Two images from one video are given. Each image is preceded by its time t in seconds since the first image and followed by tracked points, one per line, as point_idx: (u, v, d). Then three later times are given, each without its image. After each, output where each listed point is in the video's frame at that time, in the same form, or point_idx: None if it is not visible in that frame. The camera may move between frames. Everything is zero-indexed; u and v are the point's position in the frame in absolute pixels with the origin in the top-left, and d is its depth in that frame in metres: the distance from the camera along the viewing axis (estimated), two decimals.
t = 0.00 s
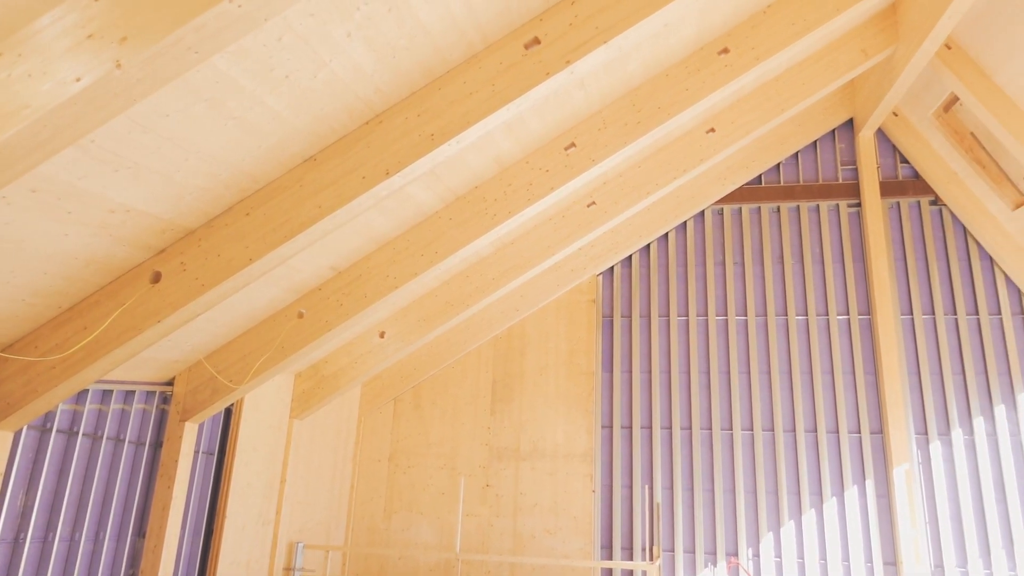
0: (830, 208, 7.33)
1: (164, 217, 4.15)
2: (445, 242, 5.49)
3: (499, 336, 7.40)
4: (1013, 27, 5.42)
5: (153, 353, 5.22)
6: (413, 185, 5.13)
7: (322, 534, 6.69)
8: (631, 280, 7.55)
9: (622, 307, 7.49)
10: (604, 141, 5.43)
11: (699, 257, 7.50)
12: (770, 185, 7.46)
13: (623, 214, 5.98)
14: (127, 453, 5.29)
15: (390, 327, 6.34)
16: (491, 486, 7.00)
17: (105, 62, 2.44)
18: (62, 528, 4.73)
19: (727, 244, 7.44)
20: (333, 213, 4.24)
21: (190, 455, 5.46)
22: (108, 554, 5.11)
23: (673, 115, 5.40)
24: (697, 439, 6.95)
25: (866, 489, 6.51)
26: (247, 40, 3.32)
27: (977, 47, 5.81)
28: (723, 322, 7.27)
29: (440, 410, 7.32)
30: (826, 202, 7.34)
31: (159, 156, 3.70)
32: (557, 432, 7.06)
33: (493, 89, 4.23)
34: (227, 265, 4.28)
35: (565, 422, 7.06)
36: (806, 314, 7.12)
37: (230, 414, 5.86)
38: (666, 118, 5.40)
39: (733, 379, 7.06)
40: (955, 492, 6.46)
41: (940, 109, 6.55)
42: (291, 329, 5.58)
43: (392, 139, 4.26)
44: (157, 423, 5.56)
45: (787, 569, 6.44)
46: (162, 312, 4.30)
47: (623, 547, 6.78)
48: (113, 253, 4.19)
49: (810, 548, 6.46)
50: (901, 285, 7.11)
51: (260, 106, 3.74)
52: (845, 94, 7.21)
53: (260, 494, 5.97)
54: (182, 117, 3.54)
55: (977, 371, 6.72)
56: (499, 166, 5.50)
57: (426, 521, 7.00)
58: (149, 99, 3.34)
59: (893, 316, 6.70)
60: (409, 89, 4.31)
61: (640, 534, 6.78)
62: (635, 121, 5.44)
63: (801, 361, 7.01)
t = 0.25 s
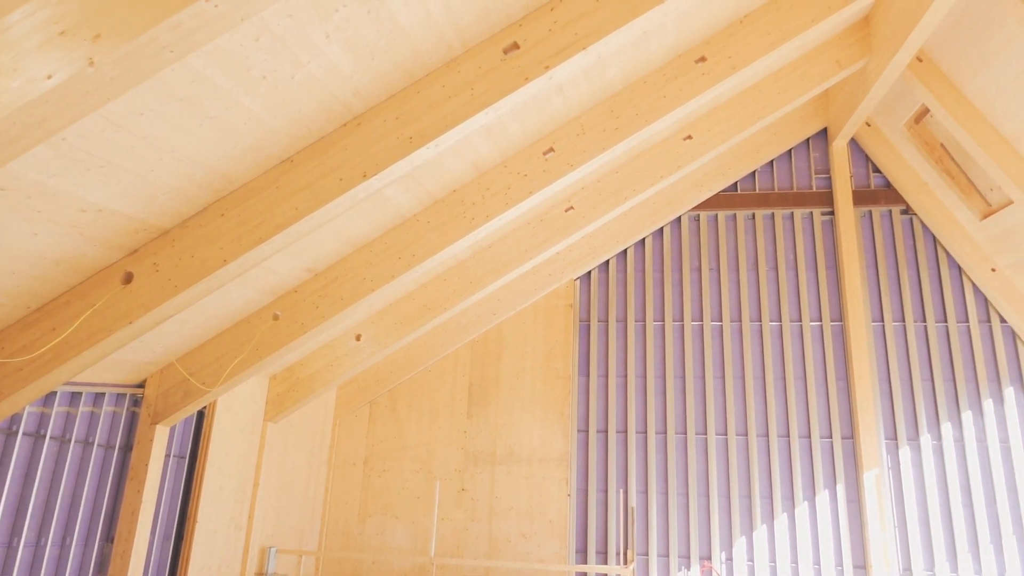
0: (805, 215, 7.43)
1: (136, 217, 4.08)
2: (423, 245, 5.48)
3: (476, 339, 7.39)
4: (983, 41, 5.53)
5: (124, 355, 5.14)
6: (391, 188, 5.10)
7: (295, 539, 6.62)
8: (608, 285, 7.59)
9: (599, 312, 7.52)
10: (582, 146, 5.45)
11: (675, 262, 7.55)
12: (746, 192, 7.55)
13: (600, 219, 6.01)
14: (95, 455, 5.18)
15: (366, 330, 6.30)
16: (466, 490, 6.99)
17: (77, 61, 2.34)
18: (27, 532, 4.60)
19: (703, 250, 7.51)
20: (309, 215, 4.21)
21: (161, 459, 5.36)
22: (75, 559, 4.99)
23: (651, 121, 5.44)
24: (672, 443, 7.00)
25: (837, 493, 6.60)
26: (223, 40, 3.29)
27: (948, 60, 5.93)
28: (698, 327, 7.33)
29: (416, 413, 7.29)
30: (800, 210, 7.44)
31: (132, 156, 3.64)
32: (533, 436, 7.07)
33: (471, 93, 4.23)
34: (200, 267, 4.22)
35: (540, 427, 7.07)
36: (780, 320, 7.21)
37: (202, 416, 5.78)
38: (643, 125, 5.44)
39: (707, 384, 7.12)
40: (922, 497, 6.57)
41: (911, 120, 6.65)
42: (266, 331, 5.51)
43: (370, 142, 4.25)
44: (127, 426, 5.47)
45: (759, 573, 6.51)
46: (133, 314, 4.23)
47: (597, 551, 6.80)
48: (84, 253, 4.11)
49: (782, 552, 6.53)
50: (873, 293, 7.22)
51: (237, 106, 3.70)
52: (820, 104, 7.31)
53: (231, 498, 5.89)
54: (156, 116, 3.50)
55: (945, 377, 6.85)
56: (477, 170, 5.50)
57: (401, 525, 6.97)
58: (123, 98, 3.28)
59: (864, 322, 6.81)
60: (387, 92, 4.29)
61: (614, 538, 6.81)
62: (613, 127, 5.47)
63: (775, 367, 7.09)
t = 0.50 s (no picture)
0: (773, 221, 7.55)
1: (102, 212, 3.99)
2: (395, 244, 5.46)
3: (448, 339, 7.37)
4: (949, 53, 5.67)
5: (87, 353, 5.01)
6: (364, 186, 5.07)
7: (262, 539, 6.54)
8: (580, 287, 7.63)
9: (570, 313, 7.55)
10: (556, 148, 5.48)
11: (646, 265, 7.62)
12: (716, 197, 7.64)
13: (572, 221, 6.03)
14: (55, 454, 5.03)
15: (337, 329, 6.25)
16: (436, 490, 6.97)
17: (41, 51, 2.30)
18: None
19: (674, 254, 7.58)
20: (280, 213, 4.15)
21: (124, 458, 5.24)
22: (33, 560, 4.82)
23: (624, 125, 5.48)
24: (641, 445, 7.05)
25: (802, 495, 6.71)
26: (193, 34, 3.24)
27: (915, 70, 6.06)
28: (668, 330, 7.40)
29: (386, 414, 7.25)
30: (770, 216, 7.55)
31: (97, 149, 3.57)
32: (503, 437, 7.07)
33: (445, 93, 4.22)
34: (167, 263, 4.13)
35: (511, 428, 7.07)
36: (749, 323, 7.30)
37: (168, 415, 5.66)
38: (617, 128, 5.47)
39: (677, 386, 7.19)
40: (884, 498, 6.70)
41: (878, 129, 6.79)
42: (233, 329, 5.42)
43: (342, 140, 4.21)
44: (89, 424, 5.31)
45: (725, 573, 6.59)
46: (97, 310, 4.14)
47: (566, 552, 6.83)
48: (46, 248, 4.01)
49: (747, 553, 6.61)
50: (839, 298, 7.35)
51: (207, 101, 3.64)
52: (791, 111, 7.43)
53: (196, 498, 5.80)
54: (123, 110, 3.43)
55: (907, 381, 6.99)
56: (450, 170, 5.49)
57: (370, 525, 6.92)
58: (88, 90, 3.21)
59: (830, 327, 6.93)
60: (360, 90, 4.26)
61: (583, 539, 6.85)
62: (587, 130, 5.50)
63: (743, 369, 7.19)
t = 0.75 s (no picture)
0: (744, 223, 7.65)
1: (66, 209, 3.89)
2: (368, 244, 5.42)
3: (421, 340, 7.35)
4: (916, 60, 5.78)
5: (52, 353, 4.85)
6: (336, 185, 5.02)
7: (231, 542, 6.45)
8: (553, 288, 7.65)
9: (544, 314, 7.57)
10: (530, 149, 5.49)
11: (620, 266, 7.66)
12: (689, 199, 7.72)
13: (547, 222, 6.04)
14: (17, 457, 4.88)
15: (309, 329, 6.19)
16: (408, 491, 6.94)
17: (3, 44, 2.28)
18: None
19: (648, 255, 7.64)
20: (251, 212, 4.08)
21: (89, 461, 5.10)
22: None
23: (598, 127, 5.51)
24: (614, 445, 7.09)
25: (771, 494, 6.80)
26: (163, 29, 3.17)
27: (884, 77, 6.17)
28: (641, 331, 7.45)
29: (359, 414, 7.20)
30: (741, 218, 7.64)
31: (62, 145, 3.48)
32: (477, 438, 7.07)
33: (419, 92, 4.20)
34: (134, 261, 4.04)
35: (484, 428, 7.07)
36: (720, 324, 7.38)
37: (134, 417, 5.55)
38: (591, 130, 5.50)
39: (649, 387, 7.25)
40: (851, 497, 6.82)
41: (846, 134, 6.91)
42: (202, 330, 5.32)
43: (315, 138, 4.16)
44: (53, 426, 5.16)
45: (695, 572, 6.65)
46: (61, 309, 4.03)
47: (539, 552, 6.84)
48: (8, 246, 3.90)
49: (717, 552, 6.69)
50: (808, 299, 7.46)
51: (176, 98, 3.58)
52: (762, 115, 7.53)
53: (164, 501, 5.70)
54: (89, 105, 3.35)
55: (874, 382, 7.13)
56: (424, 170, 5.47)
57: (341, 527, 6.87)
58: (53, 85, 3.13)
59: (800, 328, 7.04)
60: (333, 89, 4.22)
61: (555, 539, 6.87)
62: (561, 131, 5.52)
63: (714, 370, 7.26)
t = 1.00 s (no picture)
0: (720, 224, 7.72)
1: (34, 204, 3.79)
2: (344, 241, 5.38)
3: (398, 339, 7.31)
4: (888, 65, 5.87)
5: (19, 351, 4.65)
6: (312, 182, 4.98)
7: (203, 542, 6.37)
8: (531, 288, 7.66)
9: (521, 313, 7.58)
10: (508, 148, 5.49)
11: (597, 266, 7.70)
12: (665, 200, 7.77)
13: (524, 221, 6.06)
14: None
15: (284, 327, 6.13)
16: (384, 490, 6.90)
17: None
18: None
19: (624, 255, 7.68)
20: (225, 208, 4.02)
21: (57, 460, 4.93)
22: None
23: (575, 127, 5.52)
24: (590, 444, 7.13)
25: (744, 492, 6.88)
26: (134, 22, 3.11)
27: (856, 81, 6.25)
28: (617, 330, 7.49)
29: (334, 413, 7.15)
30: (716, 219, 7.71)
31: (29, 139, 3.40)
32: (453, 436, 7.06)
33: (396, 90, 4.18)
34: (105, 258, 3.95)
35: (460, 427, 7.06)
36: (695, 324, 7.45)
37: (104, 415, 5.41)
38: (569, 129, 5.51)
39: (625, 386, 7.29)
40: (822, 495, 6.91)
41: (820, 137, 7.00)
42: (174, 327, 5.22)
43: (290, 135, 4.11)
44: (19, 425, 4.94)
45: (669, 570, 6.70)
46: (28, 306, 3.92)
47: (514, 550, 6.85)
48: None
49: (691, 550, 6.74)
50: (781, 300, 7.55)
51: (148, 92, 3.51)
52: (738, 117, 7.60)
53: (134, 501, 5.58)
54: (58, 98, 3.27)
55: (845, 381, 7.24)
56: (401, 168, 5.45)
57: (316, 526, 6.82)
58: (20, 77, 3.05)
59: (773, 328, 7.12)
60: (309, 85, 4.17)
61: (531, 538, 6.88)
62: (539, 130, 5.53)
63: (689, 369, 7.32)
